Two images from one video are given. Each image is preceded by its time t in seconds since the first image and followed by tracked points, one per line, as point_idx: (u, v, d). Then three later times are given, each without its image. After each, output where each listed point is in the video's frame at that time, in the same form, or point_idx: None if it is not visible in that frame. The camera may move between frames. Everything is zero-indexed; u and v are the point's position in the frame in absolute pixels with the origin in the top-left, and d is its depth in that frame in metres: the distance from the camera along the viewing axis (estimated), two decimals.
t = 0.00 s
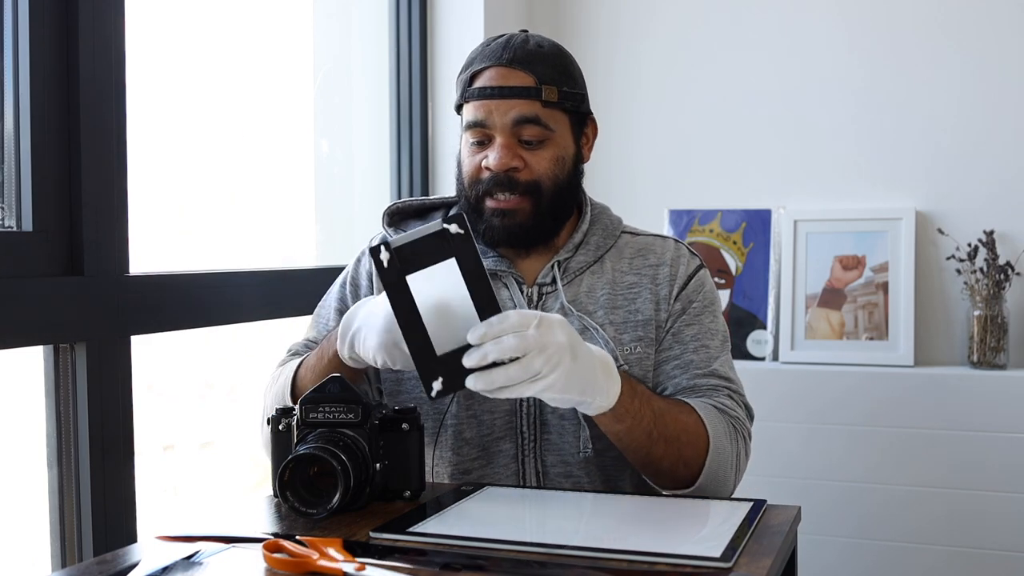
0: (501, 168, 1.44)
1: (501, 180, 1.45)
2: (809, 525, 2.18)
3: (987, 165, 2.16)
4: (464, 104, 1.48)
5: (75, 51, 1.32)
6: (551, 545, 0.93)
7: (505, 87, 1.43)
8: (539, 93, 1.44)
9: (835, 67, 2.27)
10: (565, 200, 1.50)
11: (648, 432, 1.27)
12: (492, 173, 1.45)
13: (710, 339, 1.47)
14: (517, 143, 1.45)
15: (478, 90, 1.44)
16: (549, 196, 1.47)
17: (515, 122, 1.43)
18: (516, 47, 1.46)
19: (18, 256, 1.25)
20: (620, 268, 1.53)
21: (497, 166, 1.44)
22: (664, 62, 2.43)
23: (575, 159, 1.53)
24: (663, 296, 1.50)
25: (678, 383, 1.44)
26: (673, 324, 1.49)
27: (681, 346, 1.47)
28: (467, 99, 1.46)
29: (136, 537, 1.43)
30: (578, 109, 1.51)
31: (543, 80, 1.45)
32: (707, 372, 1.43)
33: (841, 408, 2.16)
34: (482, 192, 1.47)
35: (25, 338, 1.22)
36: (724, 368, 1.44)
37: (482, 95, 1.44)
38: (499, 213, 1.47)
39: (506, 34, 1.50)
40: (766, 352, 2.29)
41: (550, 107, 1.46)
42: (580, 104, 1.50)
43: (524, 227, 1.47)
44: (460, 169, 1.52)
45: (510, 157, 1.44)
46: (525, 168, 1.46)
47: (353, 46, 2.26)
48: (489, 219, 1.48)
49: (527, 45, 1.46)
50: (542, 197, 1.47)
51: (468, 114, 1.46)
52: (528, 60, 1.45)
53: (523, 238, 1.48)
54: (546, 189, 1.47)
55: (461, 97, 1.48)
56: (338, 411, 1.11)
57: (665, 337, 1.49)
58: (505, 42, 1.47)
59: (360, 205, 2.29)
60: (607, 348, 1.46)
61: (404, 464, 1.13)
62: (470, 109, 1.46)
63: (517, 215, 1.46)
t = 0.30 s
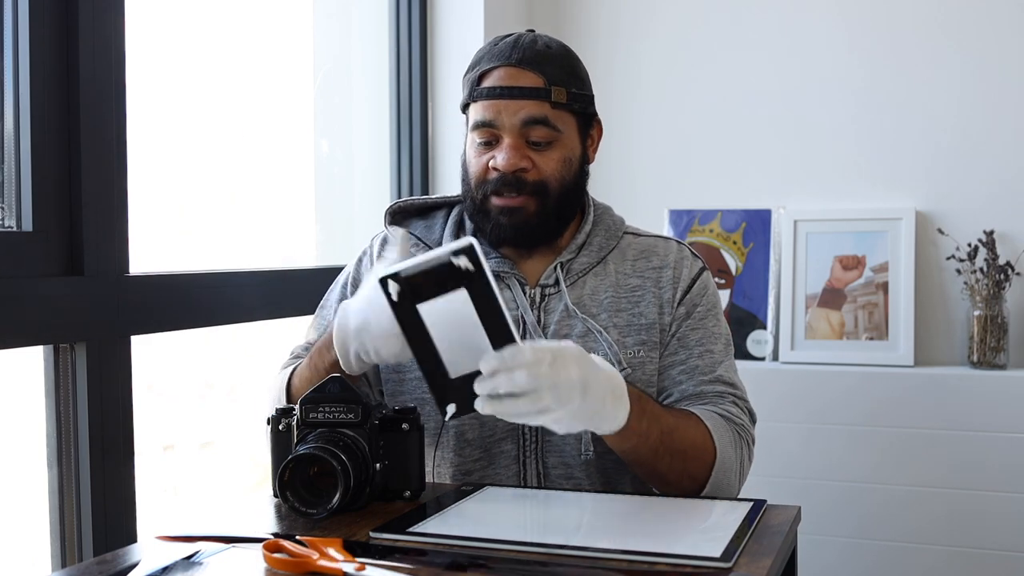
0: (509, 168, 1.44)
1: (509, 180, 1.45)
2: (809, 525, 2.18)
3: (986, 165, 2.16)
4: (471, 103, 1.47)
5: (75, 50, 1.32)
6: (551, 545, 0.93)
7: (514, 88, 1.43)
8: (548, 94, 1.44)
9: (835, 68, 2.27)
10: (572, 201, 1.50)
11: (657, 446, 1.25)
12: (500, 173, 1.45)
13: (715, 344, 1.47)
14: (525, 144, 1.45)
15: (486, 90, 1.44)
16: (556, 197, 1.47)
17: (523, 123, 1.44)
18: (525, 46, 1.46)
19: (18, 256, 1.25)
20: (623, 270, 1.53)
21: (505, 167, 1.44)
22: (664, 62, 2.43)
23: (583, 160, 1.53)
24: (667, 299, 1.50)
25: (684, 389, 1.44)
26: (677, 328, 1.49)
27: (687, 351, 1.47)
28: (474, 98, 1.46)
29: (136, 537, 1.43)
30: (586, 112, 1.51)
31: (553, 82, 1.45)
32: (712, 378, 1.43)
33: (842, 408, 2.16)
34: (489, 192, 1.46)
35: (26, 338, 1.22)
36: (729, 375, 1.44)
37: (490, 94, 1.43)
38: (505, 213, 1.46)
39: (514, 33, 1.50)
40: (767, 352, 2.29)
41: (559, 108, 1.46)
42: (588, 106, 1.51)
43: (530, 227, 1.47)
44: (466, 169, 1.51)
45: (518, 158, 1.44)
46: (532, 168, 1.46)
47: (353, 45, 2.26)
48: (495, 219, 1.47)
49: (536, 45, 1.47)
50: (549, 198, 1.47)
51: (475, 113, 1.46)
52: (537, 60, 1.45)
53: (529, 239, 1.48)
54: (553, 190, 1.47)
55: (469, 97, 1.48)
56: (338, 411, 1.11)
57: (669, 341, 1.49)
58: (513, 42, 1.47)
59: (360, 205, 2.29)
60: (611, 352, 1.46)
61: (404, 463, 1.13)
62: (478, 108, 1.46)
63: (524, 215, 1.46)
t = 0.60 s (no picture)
0: (529, 172, 1.44)
1: (527, 183, 1.46)
2: (809, 525, 2.18)
3: (986, 165, 2.16)
4: (488, 103, 1.47)
5: (75, 50, 1.32)
6: (550, 545, 0.93)
7: (536, 90, 1.43)
8: (569, 98, 1.45)
9: (835, 68, 2.27)
10: (584, 204, 1.52)
11: (686, 457, 1.26)
12: (518, 176, 1.45)
13: (720, 334, 1.48)
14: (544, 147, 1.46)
15: (507, 91, 1.44)
16: (571, 201, 1.49)
17: (544, 127, 1.44)
18: (543, 49, 1.46)
19: (18, 256, 1.25)
20: (622, 263, 1.53)
21: (525, 170, 1.44)
22: (664, 62, 2.43)
23: (594, 163, 1.55)
24: (670, 291, 1.50)
25: (697, 382, 1.44)
26: (681, 320, 1.49)
27: (695, 344, 1.47)
28: (493, 99, 1.45)
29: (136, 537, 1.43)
30: (599, 117, 1.53)
31: (574, 87, 1.46)
32: (724, 371, 1.43)
33: (842, 408, 2.16)
34: (506, 195, 1.47)
35: (25, 338, 1.22)
36: (739, 366, 1.44)
37: (512, 96, 1.43)
38: (521, 216, 1.47)
39: (530, 35, 1.50)
40: (766, 352, 2.29)
41: (577, 112, 1.47)
42: (603, 112, 1.52)
43: (546, 229, 1.48)
44: (478, 168, 1.51)
45: (538, 162, 1.44)
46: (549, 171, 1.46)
47: (353, 46, 2.26)
48: (509, 221, 1.48)
49: (553, 48, 1.47)
50: (564, 201, 1.48)
51: (493, 114, 1.46)
52: (556, 63, 1.46)
53: (542, 240, 1.49)
54: (570, 194, 1.48)
55: (486, 96, 1.47)
56: (338, 411, 1.11)
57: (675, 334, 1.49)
58: (531, 44, 1.47)
59: (361, 205, 2.29)
60: (613, 350, 1.45)
61: (405, 463, 1.14)
62: (496, 109, 1.45)
63: (540, 218, 1.47)
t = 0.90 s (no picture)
0: (524, 142, 1.46)
1: (524, 155, 1.47)
2: (809, 525, 2.18)
3: (986, 165, 2.16)
4: (477, 86, 1.51)
5: (75, 51, 1.32)
6: (551, 545, 0.93)
7: (523, 64, 1.47)
8: (556, 70, 1.48)
9: (835, 68, 2.27)
10: (582, 181, 1.53)
11: (689, 464, 1.26)
12: (514, 149, 1.47)
13: (724, 340, 1.48)
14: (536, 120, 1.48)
15: (494, 69, 1.48)
16: (568, 173, 1.50)
17: (533, 98, 1.47)
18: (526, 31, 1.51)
19: (18, 256, 1.25)
20: (625, 266, 1.53)
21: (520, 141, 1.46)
22: (664, 62, 2.43)
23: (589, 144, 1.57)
24: (673, 295, 1.50)
25: (701, 389, 1.44)
26: (685, 325, 1.49)
27: (700, 350, 1.47)
28: (481, 80, 1.49)
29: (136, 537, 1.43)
30: (588, 96, 1.56)
31: (558, 61, 1.49)
32: (728, 378, 1.43)
33: (842, 408, 2.16)
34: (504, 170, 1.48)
35: (26, 338, 1.22)
36: (743, 373, 1.44)
37: (498, 73, 1.47)
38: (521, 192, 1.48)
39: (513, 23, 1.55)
40: (767, 352, 2.29)
41: (566, 85, 1.50)
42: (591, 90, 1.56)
43: (546, 205, 1.48)
44: (473, 155, 1.53)
45: (531, 132, 1.46)
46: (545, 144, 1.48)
47: (353, 46, 2.26)
48: (509, 197, 1.48)
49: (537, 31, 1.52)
50: (562, 174, 1.49)
51: (484, 95, 1.49)
52: (541, 43, 1.50)
53: (544, 220, 1.49)
54: (566, 165, 1.50)
55: (475, 81, 1.51)
56: (339, 411, 1.11)
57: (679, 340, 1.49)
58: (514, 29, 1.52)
59: (361, 205, 2.29)
60: (616, 352, 1.45)
61: (406, 463, 1.13)
62: (486, 89, 1.49)
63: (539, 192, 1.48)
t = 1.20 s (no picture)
0: (501, 142, 1.46)
1: (504, 154, 1.47)
2: (809, 525, 2.18)
3: (986, 166, 2.16)
4: (450, 93, 1.52)
5: (75, 51, 1.32)
6: (550, 545, 0.94)
7: (491, 64, 1.47)
8: (526, 66, 1.48)
9: (835, 68, 2.27)
10: (565, 172, 1.52)
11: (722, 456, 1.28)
12: (492, 149, 1.47)
13: (734, 340, 1.50)
14: (511, 118, 1.48)
15: (464, 73, 1.48)
16: (549, 167, 1.50)
17: (506, 96, 1.47)
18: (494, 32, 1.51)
19: (19, 256, 1.25)
20: (622, 266, 1.53)
21: (496, 139, 1.46)
22: (665, 62, 2.43)
23: (570, 136, 1.56)
24: (675, 295, 1.50)
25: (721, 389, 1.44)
26: (693, 327, 1.51)
27: (717, 352, 1.48)
28: (453, 85, 1.50)
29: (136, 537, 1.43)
30: (565, 90, 1.55)
31: (527, 55, 1.49)
32: (745, 377, 1.44)
33: (842, 408, 2.16)
34: (485, 171, 1.48)
35: (26, 338, 1.22)
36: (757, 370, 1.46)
37: (469, 76, 1.48)
38: (502, 188, 1.47)
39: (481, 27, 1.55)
40: (766, 352, 2.29)
41: (538, 80, 1.50)
42: (565, 81, 1.55)
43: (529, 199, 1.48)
44: (455, 160, 1.53)
45: (507, 129, 1.47)
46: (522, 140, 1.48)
47: (353, 45, 2.26)
48: (493, 196, 1.48)
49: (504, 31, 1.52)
50: (543, 166, 1.49)
51: (457, 99, 1.50)
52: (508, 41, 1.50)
53: (529, 214, 1.49)
54: (547, 160, 1.49)
55: (447, 88, 1.52)
56: (338, 411, 1.11)
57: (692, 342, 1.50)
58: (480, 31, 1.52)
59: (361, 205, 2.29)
60: (614, 352, 1.45)
61: (404, 463, 1.13)
62: (458, 93, 1.50)
63: (521, 186, 1.48)
